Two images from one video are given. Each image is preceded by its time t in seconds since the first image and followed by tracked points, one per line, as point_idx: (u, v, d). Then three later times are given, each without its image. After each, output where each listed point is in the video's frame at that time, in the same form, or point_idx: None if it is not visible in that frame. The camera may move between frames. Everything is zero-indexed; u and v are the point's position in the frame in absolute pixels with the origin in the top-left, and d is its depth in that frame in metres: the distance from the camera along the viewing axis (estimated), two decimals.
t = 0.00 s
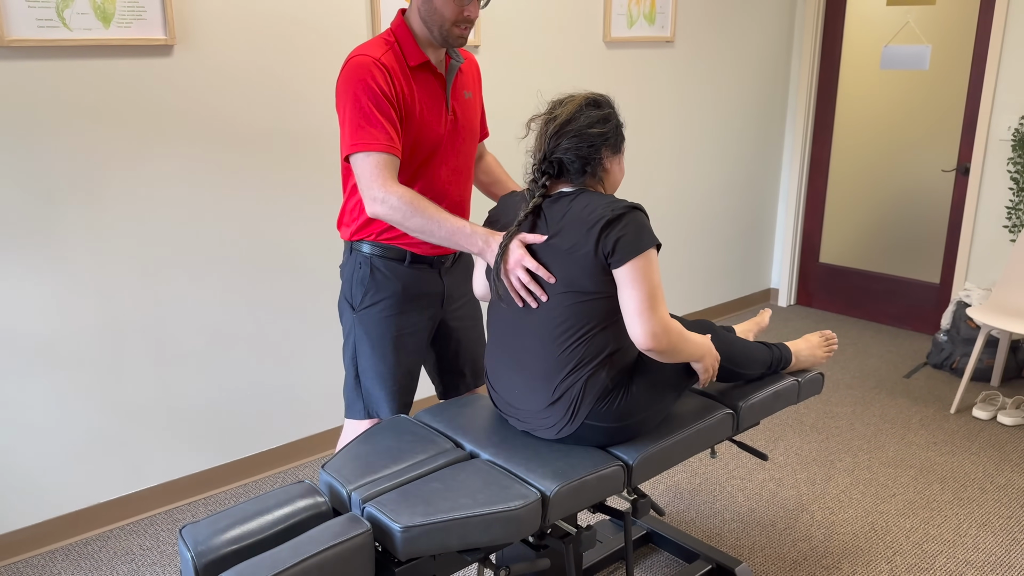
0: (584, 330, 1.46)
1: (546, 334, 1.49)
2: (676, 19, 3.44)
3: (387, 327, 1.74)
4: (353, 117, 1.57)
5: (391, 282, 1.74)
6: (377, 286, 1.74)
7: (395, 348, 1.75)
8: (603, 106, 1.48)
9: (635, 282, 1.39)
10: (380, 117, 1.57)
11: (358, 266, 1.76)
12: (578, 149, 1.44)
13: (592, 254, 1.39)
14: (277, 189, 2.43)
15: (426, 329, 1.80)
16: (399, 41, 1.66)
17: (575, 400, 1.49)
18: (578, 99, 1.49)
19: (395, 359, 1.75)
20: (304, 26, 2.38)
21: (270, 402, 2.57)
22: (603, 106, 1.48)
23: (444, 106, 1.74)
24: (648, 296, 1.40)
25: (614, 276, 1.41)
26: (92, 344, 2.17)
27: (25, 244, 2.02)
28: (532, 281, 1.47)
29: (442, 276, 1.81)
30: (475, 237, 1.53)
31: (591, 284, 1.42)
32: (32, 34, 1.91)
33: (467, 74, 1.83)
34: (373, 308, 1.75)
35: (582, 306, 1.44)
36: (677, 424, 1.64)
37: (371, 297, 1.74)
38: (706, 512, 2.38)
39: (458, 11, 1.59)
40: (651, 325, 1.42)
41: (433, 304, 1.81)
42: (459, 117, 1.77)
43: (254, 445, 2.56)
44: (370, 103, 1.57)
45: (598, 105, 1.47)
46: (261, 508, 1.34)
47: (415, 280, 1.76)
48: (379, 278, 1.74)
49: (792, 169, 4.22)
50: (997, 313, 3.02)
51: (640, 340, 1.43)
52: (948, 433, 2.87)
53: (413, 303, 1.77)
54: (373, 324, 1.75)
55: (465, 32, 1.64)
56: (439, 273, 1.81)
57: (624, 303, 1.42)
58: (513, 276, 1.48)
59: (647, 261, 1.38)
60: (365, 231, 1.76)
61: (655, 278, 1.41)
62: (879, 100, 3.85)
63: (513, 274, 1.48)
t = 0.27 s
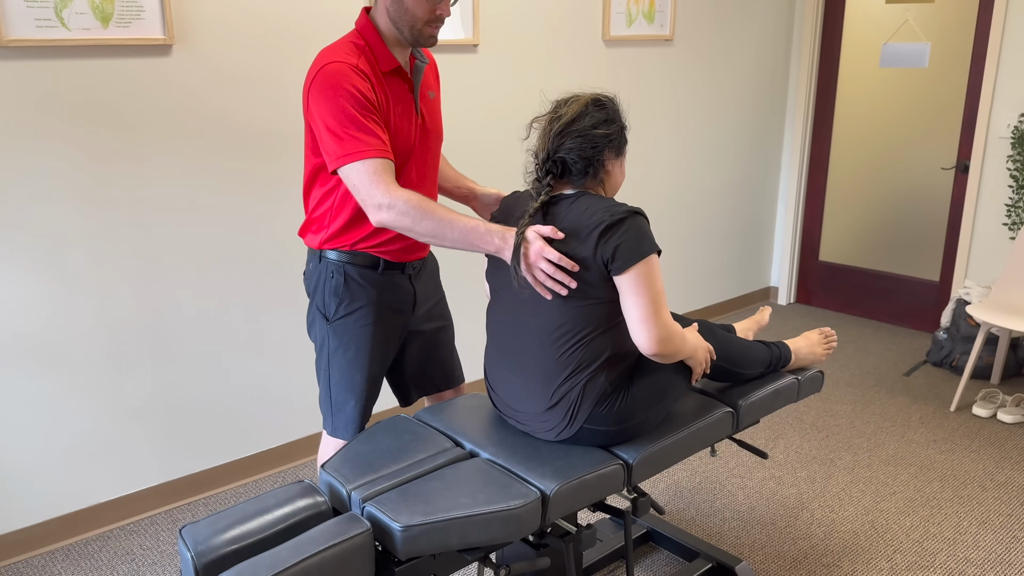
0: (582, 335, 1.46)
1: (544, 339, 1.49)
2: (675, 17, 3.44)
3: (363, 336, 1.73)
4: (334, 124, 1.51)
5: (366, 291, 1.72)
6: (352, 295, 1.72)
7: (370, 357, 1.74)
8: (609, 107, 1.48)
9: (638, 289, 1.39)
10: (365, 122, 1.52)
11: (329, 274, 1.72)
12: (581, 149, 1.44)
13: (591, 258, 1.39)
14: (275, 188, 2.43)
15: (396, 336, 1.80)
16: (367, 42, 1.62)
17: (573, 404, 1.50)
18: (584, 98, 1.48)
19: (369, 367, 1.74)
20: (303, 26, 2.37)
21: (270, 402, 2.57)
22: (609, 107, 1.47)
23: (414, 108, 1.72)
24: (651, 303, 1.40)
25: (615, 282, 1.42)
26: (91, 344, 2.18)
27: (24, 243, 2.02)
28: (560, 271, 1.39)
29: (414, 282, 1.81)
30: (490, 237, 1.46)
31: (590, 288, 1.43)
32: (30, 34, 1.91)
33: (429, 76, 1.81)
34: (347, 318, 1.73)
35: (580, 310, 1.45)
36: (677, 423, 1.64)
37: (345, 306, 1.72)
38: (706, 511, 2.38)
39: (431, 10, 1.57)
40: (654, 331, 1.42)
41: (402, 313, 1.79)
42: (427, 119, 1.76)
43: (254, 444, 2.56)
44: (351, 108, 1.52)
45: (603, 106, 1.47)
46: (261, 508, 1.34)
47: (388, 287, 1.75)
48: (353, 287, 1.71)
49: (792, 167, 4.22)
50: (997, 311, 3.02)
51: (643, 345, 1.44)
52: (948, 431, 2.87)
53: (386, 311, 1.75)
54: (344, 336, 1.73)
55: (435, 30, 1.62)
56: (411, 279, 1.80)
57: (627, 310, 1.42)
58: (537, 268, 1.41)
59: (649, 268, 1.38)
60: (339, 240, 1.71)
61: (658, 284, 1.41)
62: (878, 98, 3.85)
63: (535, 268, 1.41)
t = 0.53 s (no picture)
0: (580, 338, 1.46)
1: (542, 342, 1.49)
2: (674, 15, 3.43)
3: (362, 338, 1.73)
4: (342, 119, 1.46)
5: (364, 293, 1.72)
6: (351, 298, 1.71)
7: (370, 359, 1.74)
8: (602, 103, 1.47)
9: (634, 293, 1.40)
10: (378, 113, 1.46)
11: (327, 278, 1.72)
12: (575, 147, 1.43)
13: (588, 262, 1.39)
14: (274, 188, 2.43)
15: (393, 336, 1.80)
16: (362, 38, 1.61)
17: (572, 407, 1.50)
18: (576, 96, 1.48)
19: (369, 369, 1.74)
20: (300, 25, 2.37)
21: (269, 401, 2.57)
22: (601, 103, 1.47)
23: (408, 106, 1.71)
24: (648, 306, 1.41)
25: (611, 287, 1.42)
26: (90, 345, 2.17)
27: (23, 244, 2.02)
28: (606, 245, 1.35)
29: (409, 280, 1.81)
30: (526, 216, 1.35)
31: (586, 293, 1.43)
32: (27, 34, 1.91)
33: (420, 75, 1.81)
34: (346, 321, 1.72)
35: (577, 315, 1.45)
36: (676, 422, 1.64)
37: (345, 309, 1.72)
38: (706, 509, 2.38)
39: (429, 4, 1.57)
40: (651, 334, 1.43)
41: (400, 312, 1.80)
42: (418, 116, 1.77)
43: (253, 445, 2.56)
44: (362, 102, 1.46)
45: (595, 102, 1.47)
46: (260, 508, 1.34)
47: (385, 287, 1.75)
48: (351, 289, 1.71)
49: (790, 165, 4.22)
50: (996, 308, 3.02)
51: (642, 348, 1.44)
52: (947, 429, 2.87)
53: (383, 311, 1.76)
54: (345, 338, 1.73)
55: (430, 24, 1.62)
56: (407, 277, 1.80)
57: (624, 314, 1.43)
58: (590, 235, 1.33)
59: (644, 272, 1.39)
60: (334, 239, 1.71)
61: (654, 286, 1.42)
62: (877, 95, 3.85)
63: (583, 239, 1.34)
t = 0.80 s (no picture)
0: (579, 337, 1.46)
1: (541, 342, 1.49)
2: (672, 14, 3.43)
3: (366, 337, 1.73)
4: (355, 111, 1.46)
5: (368, 291, 1.72)
6: (354, 297, 1.71)
7: (373, 358, 1.74)
8: (596, 99, 1.47)
9: (630, 294, 1.39)
10: (392, 106, 1.46)
11: (330, 277, 1.71)
12: (568, 143, 1.43)
13: (585, 264, 1.38)
14: (272, 188, 2.43)
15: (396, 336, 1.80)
16: (371, 35, 1.61)
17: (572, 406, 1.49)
18: (571, 91, 1.48)
19: (372, 368, 1.74)
20: (298, 24, 2.37)
21: (268, 401, 2.56)
22: (595, 99, 1.47)
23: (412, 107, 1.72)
24: (645, 306, 1.40)
25: (608, 289, 1.41)
26: (89, 345, 2.17)
27: (21, 244, 2.02)
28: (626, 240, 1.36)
29: (412, 279, 1.81)
30: (546, 207, 1.34)
31: (584, 294, 1.42)
32: (25, 34, 1.91)
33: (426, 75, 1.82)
34: (349, 320, 1.72)
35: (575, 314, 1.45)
36: (675, 421, 1.64)
37: (348, 308, 1.71)
38: (705, 508, 2.38)
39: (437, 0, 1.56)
40: (649, 335, 1.41)
41: (403, 311, 1.80)
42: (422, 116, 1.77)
43: (253, 445, 2.56)
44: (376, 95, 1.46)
45: (589, 98, 1.46)
46: (259, 508, 1.34)
47: (389, 286, 1.75)
48: (355, 288, 1.71)
49: (789, 163, 4.22)
50: (995, 306, 3.02)
51: (641, 349, 1.43)
52: (946, 426, 2.88)
53: (386, 310, 1.76)
54: (349, 336, 1.73)
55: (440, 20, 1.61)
56: (410, 276, 1.80)
57: (622, 315, 1.42)
58: (614, 226, 1.35)
59: (641, 272, 1.38)
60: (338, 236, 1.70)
61: (650, 287, 1.41)
62: (875, 93, 3.85)
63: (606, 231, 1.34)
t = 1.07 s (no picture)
0: (571, 334, 1.46)
1: (538, 340, 1.49)
2: (669, 13, 3.43)
3: (366, 337, 1.73)
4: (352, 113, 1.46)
5: (368, 291, 1.72)
6: (354, 297, 1.71)
7: (374, 358, 1.74)
8: (587, 100, 1.47)
9: (620, 295, 1.38)
10: (386, 108, 1.46)
11: (330, 276, 1.71)
12: (558, 145, 1.43)
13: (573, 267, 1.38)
14: (270, 188, 2.43)
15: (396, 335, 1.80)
16: (372, 35, 1.61)
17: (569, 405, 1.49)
18: (562, 92, 1.48)
19: (373, 367, 1.74)
20: (296, 24, 2.37)
21: (267, 401, 2.56)
22: (587, 100, 1.46)
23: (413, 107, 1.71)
24: (636, 307, 1.38)
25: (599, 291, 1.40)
26: (87, 346, 2.17)
27: (18, 246, 2.02)
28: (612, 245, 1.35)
29: (412, 278, 1.81)
30: (535, 212, 1.35)
31: (577, 295, 1.42)
32: (22, 35, 1.90)
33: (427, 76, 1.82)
34: (349, 320, 1.72)
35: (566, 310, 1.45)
36: (673, 420, 1.64)
37: (348, 308, 1.71)
38: (704, 506, 2.38)
39: None
40: (641, 336, 1.39)
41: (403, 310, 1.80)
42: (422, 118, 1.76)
43: (251, 445, 2.56)
44: (373, 97, 1.46)
45: (580, 99, 1.46)
46: (257, 509, 1.34)
47: (389, 286, 1.75)
48: (355, 288, 1.71)
49: (787, 162, 4.22)
50: (993, 303, 3.02)
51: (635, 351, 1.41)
52: (944, 424, 2.88)
53: (387, 310, 1.76)
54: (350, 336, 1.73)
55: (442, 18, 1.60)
56: (409, 276, 1.80)
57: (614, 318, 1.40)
58: (602, 230, 1.34)
59: (632, 273, 1.37)
60: (338, 237, 1.70)
61: (641, 289, 1.39)
62: (873, 92, 3.85)
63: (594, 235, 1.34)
